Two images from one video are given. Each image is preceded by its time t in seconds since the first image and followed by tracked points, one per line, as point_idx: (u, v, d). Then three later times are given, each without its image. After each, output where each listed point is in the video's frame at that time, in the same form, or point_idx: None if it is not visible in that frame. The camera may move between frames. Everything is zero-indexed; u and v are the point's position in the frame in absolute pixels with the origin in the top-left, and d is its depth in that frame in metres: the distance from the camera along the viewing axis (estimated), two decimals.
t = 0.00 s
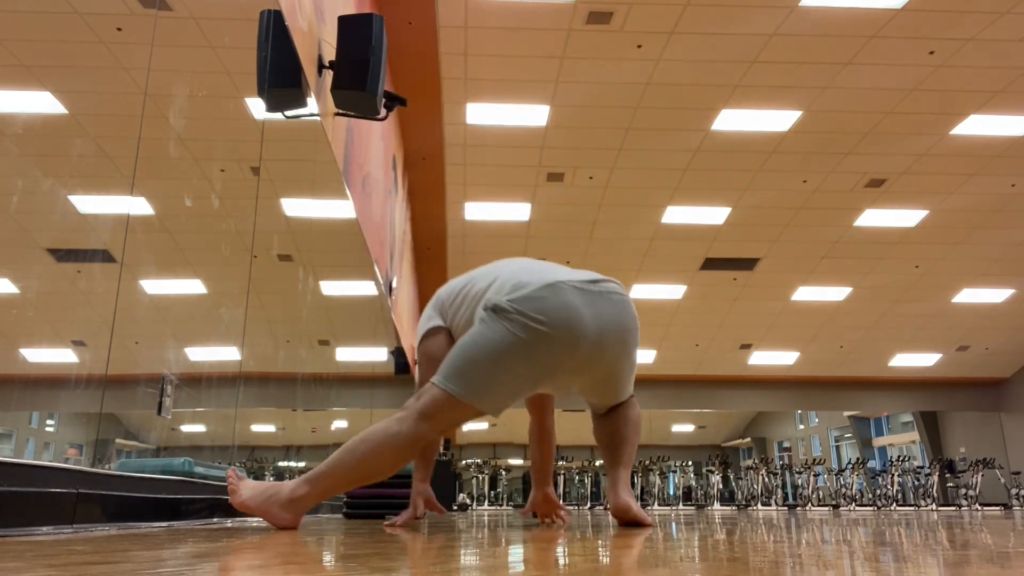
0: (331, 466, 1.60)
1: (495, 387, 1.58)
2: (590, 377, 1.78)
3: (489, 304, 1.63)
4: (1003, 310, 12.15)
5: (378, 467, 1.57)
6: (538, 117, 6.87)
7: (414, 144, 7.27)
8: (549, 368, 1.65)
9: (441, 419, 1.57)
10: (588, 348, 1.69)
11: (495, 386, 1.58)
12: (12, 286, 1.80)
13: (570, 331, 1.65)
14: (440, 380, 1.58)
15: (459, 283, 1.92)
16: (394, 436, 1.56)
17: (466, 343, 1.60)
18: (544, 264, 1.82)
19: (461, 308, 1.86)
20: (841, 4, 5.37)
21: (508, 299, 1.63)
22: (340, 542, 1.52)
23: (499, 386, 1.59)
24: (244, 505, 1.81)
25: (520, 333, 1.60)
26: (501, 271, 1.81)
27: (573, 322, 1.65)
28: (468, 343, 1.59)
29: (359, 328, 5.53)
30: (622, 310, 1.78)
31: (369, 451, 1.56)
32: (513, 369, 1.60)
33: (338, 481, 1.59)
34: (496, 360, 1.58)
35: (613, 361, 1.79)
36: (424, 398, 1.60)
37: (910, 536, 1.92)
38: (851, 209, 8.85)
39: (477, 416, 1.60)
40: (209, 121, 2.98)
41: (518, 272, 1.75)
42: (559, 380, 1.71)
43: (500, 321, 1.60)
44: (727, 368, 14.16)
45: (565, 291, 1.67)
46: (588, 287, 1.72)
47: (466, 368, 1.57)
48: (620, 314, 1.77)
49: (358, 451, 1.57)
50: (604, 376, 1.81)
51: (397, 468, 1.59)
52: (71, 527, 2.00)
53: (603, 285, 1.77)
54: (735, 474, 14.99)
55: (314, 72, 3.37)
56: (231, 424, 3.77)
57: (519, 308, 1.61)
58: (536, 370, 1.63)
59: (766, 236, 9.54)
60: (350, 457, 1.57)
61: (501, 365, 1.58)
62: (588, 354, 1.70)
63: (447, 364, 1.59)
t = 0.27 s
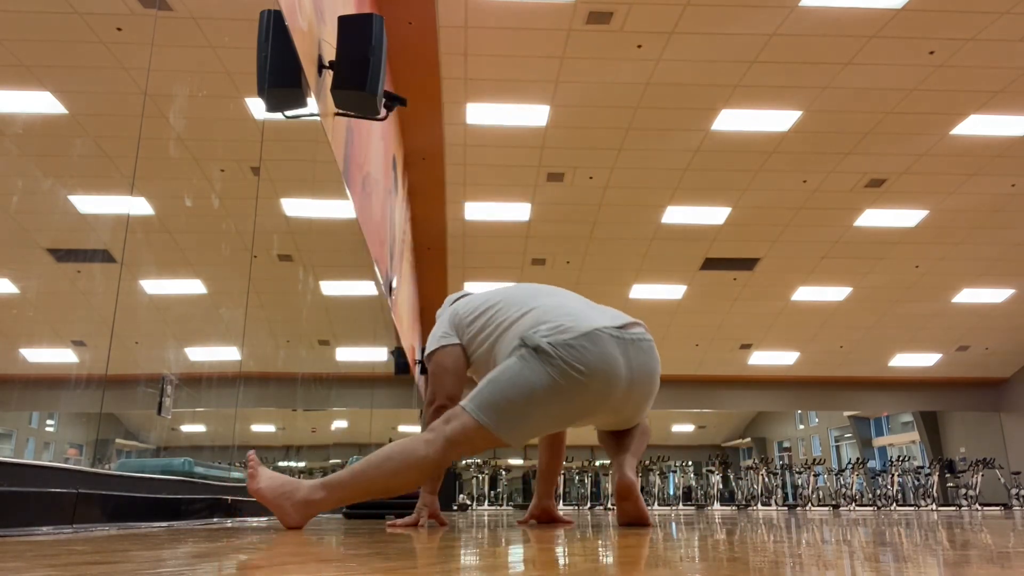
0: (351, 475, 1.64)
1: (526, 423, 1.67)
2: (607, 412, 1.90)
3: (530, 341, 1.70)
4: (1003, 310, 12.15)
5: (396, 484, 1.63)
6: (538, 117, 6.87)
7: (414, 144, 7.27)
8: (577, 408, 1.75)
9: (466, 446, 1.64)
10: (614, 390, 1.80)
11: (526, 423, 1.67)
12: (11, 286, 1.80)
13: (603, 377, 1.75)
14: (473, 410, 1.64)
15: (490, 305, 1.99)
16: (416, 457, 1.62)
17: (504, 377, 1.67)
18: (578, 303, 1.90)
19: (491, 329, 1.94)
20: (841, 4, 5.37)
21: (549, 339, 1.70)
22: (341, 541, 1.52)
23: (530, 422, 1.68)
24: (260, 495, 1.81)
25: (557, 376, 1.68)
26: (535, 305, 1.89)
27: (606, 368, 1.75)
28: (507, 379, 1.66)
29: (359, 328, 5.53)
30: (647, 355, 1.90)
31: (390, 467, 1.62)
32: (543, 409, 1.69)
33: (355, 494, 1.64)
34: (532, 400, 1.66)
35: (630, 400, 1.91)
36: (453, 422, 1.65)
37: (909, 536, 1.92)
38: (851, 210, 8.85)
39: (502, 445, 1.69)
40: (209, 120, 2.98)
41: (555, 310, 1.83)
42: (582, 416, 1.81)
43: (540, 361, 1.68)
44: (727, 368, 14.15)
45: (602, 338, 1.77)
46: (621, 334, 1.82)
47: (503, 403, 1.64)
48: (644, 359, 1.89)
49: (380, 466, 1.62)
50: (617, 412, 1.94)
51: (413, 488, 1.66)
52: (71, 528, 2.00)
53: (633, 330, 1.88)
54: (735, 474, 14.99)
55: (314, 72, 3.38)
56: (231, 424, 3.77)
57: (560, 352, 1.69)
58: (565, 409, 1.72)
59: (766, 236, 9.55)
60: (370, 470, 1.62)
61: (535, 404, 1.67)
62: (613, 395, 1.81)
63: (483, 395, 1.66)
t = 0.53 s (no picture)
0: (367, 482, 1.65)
1: (540, 443, 1.73)
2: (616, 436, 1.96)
3: (554, 364, 1.74)
4: (1003, 310, 12.15)
5: (410, 495, 1.65)
6: (538, 117, 6.87)
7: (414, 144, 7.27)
8: (591, 433, 1.81)
9: (480, 461, 1.68)
10: (628, 418, 1.86)
11: (542, 445, 1.73)
12: (11, 286, 1.81)
13: (621, 406, 1.80)
14: (491, 426, 1.69)
15: (513, 310, 2.00)
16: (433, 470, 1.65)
17: (525, 397, 1.71)
18: (602, 324, 1.95)
19: (512, 338, 1.95)
20: (841, 4, 5.37)
21: (572, 365, 1.75)
22: (341, 542, 1.52)
23: (545, 443, 1.74)
24: (283, 484, 1.76)
25: (576, 400, 1.73)
26: (559, 322, 1.92)
27: (625, 399, 1.81)
28: (528, 399, 1.71)
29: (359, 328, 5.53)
30: (663, 384, 1.96)
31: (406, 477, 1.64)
32: (559, 432, 1.74)
33: (370, 502, 1.64)
34: (550, 421, 1.71)
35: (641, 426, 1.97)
36: (471, 435, 1.69)
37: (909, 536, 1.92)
38: (851, 210, 8.85)
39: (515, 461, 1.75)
40: (209, 120, 2.98)
41: (580, 333, 1.87)
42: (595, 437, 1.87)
43: (562, 386, 1.73)
44: (727, 368, 14.15)
45: (624, 367, 1.82)
46: (641, 363, 1.87)
47: (522, 423, 1.69)
48: (659, 389, 1.95)
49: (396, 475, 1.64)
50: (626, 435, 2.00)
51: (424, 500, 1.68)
52: (71, 528, 2.00)
53: (652, 358, 1.93)
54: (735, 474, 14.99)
55: (313, 72, 3.38)
56: (231, 424, 3.77)
57: (583, 379, 1.74)
58: (579, 433, 1.78)
59: (766, 236, 9.55)
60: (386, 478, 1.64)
61: (552, 426, 1.72)
62: (627, 422, 1.87)
63: (503, 412, 1.70)
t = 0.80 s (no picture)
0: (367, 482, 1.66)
1: (544, 446, 1.73)
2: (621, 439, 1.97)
3: (558, 367, 1.74)
4: (1003, 310, 12.15)
5: (410, 496, 1.65)
6: (538, 117, 6.87)
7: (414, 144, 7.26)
8: (594, 436, 1.81)
9: (482, 464, 1.67)
10: (631, 421, 1.86)
11: (544, 447, 1.73)
12: (12, 286, 1.81)
13: (624, 410, 1.80)
14: (494, 428, 1.69)
15: (518, 310, 2.00)
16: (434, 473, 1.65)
17: (528, 400, 1.72)
18: (606, 327, 1.95)
19: (515, 340, 1.95)
20: (841, 4, 5.37)
21: (576, 369, 1.75)
22: (341, 542, 1.51)
23: (548, 446, 1.74)
24: (285, 481, 1.79)
25: (579, 404, 1.74)
26: (564, 323, 1.92)
27: (629, 403, 1.81)
28: (532, 402, 1.71)
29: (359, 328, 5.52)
30: (668, 388, 1.95)
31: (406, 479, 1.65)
32: (562, 434, 1.75)
33: (370, 502, 1.65)
34: (553, 425, 1.72)
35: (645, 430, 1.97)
36: (474, 438, 1.69)
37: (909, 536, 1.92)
38: (851, 209, 8.85)
39: (517, 464, 1.75)
40: (209, 120, 2.98)
41: (585, 336, 1.86)
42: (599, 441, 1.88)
43: (566, 390, 1.73)
44: (727, 368, 14.14)
45: (627, 370, 1.81)
46: (645, 366, 1.87)
47: (525, 427, 1.69)
48: (664, 393, 1.95)
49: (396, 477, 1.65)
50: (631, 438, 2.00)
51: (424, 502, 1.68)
52: (71, 528, 2.00)
53: (656, 361, 1.93)
54: (735, 474, 14.99)
55: (313, 72, 3.38)
56: (231, 424, 3.77)
57: (586, 382, 1.75)
58: (582, 437, 1.79)
59: (766, 236, 9.55)
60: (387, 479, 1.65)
61: (555, 430, 1.72)
62: (631, 425, 1.87)
63: (507, 414, 1.71)
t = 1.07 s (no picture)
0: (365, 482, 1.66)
1: (545, 447, 1.73)
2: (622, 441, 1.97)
3: (559, 369, 1.74)
4: (1003, 310, 12.15)
5: (411, 496, 1.65)
6: (538, 117, 6.87)
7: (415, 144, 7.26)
8: (595, 437, 1.81)
9: (483, 464, 1.67)
10: (633, 423, 1.86)
11: (544, 449, 1.73)
12: (11, 286, 1.81)
13: (625, 411, 1.80)
14: (495, 430, 1.69)
15: (519, 311, 2.00)
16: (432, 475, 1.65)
17: (529, 401, 1.72)
18: (607, 329, 1.95)
19: (516, 342, 1.95)
20: (841, 4, 5.37)
21: (577, 370, 1.75)
22: (341, 542, 1.51)
23: (549, 447, 1.74)
24: (285, 480, 1.78)
25: (579, 406, 1.74)
26: (565, 325, 1.93)
27: (630, 405, 1.81)
28: (533, 404, 1.71)
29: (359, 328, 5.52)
30: (669, 390, 1.96)
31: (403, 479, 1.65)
32: (563, 436, 1.74)
33: (369, 502, 1.64)
34: (554, 427, 1.72)
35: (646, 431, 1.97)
36: (474, 439, 1.69)
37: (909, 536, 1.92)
38: (851, 209, 8.85)
39: (517, 466, 1.75)
40: (209, 120, 2.97)
41: (586, 338, 1.87)
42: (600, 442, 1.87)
43: (566, 391, 1.73)
44: (727, 368, 14.14)
45: (629, 372, 1.81)
46: (646, 368, 1.87)
47: (525, 428, 1.69)
48: (665, 394, 1.95)
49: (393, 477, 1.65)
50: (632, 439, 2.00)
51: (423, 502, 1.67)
52: (70, 528, 2.00)
53: (657, 363, 1.93)
54: (735, 474, 14.99)
55: (313, 72, 3.38)
56: (231, 424, 3.77)
57: (587, 384, 1.75)
58: (583, 439, 1.79)
59: (766, 236, 9.55)
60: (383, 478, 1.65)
61: (555, 432, 1.72)
62: (632, 426, 1.87)
63: (507, 416, 1.71)
